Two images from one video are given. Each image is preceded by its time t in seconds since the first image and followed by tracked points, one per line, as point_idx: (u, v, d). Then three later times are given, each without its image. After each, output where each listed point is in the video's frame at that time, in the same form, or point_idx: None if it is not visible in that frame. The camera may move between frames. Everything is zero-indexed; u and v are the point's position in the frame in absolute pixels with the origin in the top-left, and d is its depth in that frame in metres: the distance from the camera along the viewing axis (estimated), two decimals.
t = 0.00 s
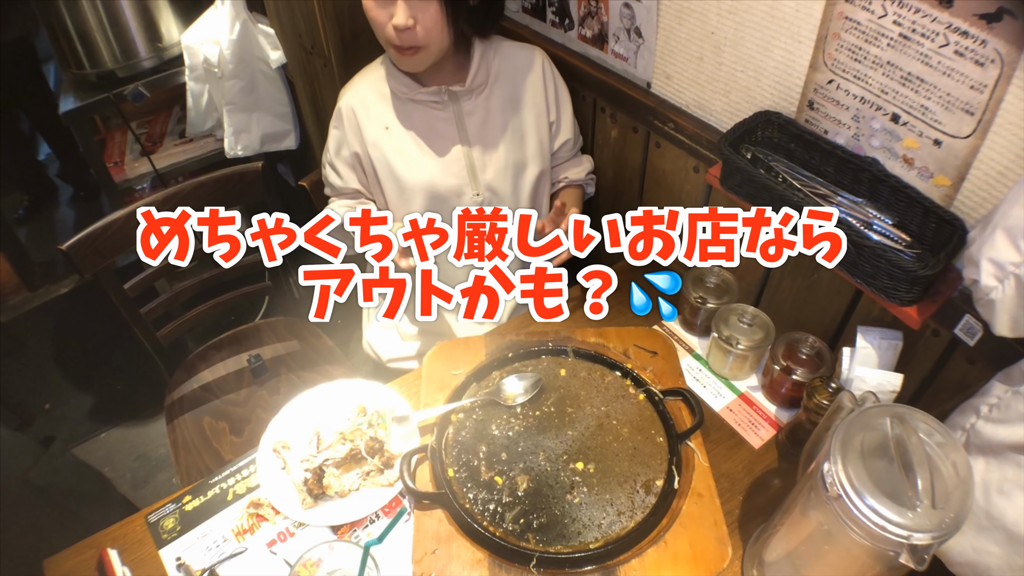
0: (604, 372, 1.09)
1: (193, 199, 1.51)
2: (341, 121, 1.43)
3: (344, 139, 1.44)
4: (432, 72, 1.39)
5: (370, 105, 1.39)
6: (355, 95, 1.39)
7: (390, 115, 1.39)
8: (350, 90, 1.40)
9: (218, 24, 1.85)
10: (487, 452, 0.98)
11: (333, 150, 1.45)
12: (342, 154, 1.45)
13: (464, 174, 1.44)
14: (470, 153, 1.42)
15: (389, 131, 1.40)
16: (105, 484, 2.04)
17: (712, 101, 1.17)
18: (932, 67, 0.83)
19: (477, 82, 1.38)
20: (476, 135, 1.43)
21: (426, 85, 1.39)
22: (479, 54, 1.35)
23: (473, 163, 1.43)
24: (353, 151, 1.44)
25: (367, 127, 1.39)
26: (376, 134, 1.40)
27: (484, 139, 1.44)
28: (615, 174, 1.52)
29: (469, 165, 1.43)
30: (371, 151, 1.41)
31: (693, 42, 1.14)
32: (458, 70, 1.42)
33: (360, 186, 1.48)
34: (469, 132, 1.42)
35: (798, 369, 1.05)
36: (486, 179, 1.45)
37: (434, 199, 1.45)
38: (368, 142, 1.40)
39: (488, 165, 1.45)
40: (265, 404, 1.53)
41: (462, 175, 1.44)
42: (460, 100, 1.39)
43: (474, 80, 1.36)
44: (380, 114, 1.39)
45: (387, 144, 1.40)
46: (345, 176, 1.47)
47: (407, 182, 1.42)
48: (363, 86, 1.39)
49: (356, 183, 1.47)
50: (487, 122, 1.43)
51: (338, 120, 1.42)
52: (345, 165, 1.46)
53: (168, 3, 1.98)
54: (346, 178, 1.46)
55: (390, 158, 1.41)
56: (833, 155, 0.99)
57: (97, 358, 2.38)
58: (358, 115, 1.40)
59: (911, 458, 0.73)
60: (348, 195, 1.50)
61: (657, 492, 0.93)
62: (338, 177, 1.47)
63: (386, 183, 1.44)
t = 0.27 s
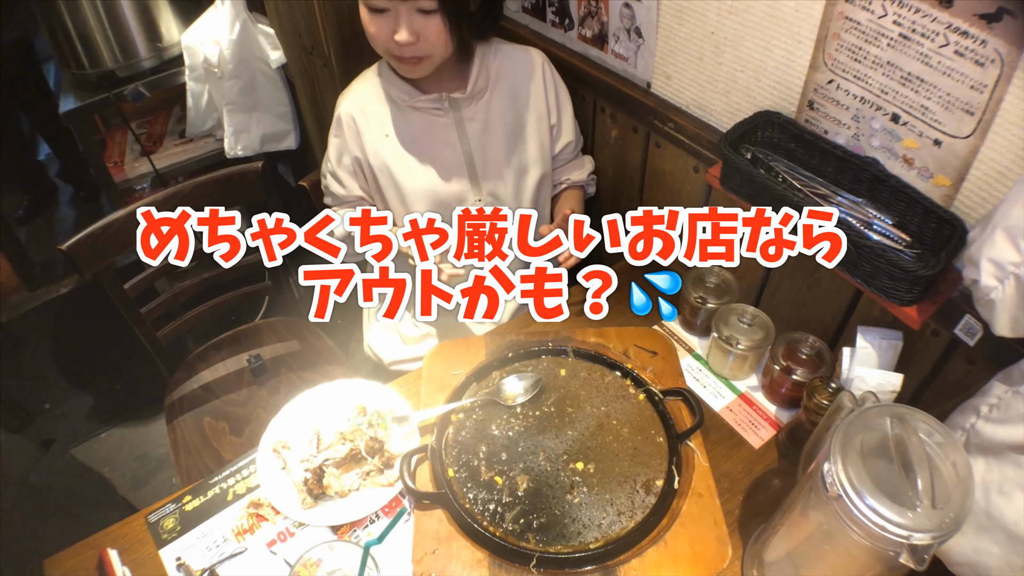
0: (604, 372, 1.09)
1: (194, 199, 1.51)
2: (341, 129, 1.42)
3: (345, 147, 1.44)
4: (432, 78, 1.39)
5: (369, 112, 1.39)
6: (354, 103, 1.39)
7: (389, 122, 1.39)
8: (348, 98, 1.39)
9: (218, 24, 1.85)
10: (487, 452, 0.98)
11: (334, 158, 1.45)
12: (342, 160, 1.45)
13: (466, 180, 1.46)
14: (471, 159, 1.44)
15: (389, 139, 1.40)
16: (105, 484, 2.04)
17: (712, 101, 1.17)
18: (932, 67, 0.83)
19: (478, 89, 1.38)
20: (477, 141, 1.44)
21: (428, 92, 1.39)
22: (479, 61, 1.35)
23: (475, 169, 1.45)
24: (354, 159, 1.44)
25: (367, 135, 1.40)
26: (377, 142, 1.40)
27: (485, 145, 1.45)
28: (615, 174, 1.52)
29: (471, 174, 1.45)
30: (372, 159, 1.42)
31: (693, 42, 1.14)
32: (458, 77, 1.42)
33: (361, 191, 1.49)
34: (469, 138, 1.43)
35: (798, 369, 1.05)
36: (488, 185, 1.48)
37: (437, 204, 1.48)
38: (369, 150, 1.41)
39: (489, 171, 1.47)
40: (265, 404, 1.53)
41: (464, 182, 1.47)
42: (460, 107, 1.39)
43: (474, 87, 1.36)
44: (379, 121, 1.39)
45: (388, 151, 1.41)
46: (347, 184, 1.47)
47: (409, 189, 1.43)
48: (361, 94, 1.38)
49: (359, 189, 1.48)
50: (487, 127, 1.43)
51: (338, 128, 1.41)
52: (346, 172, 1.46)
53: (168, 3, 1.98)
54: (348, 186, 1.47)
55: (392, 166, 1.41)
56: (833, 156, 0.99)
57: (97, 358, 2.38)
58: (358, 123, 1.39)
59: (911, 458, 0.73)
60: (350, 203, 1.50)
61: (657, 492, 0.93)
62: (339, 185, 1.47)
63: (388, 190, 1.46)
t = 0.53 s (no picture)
0: (604, 372, 1.09)
1: (193, 199, 1.51)
2: (339, 133, 1.41)
3: (344, 150, 1.44)
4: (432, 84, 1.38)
5: (367, 116, 1.39)
6: (352, 106, 1.38)
7: (388, 126, 1.39)
8: (346, 102, 1.39)
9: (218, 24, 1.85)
10: (487, 452, 0.98)
11: (332, 163, 1.44)
12: (342, 164, 1.45)
13: (467, 182, 1.47)
14: (472, 162, 1.45)
15: (389, 142, 1.40)
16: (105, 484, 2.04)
17: (712, 101, 1.17)
18: (932, 67, 0.83)
19: (477, 92, 1.38)
20: (477, 145, 1.44)
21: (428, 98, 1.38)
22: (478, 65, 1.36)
23: (475, 172, 1.46)
24: (354, 162, 1.44)
25: (367, 138, 1.40)
26: (376, 146, 1.40)
27: (485, 148, 1.45)
28: (615, 174, 1.52)
29: (472, 178, 1.46)
30: (371, 162, 1.42)
31: (693, 42, 1.14)
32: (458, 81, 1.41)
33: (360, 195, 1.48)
34: (469, 141, 1.43)
35: (798, 369, 1.05)
36: (488, 188, 1.49)
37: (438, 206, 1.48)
38: (368, 154, 1.41)
39: (490, 175, 1.48)
40: (265, 404, 1.53)
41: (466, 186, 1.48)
42: (460, 110, 1.39)
43: (474, 91, 1.36)
44: (378, 124, 1.39)
45: (388, 155, 1.41)
46: (346, 189, 1.46)
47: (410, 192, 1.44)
48: (360, 98, 1.38)
49: (358, 194, 1.47)
50: (487, 129, 1.43)
51: (337, 132, 1.41)
52: (345, 176, 1.46)
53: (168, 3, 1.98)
54: (346, 190, 1.46)
55: (392, 170, 1.42)
56: (833, 156, 0.99)
57: (97, 358, 2.38)
58: (357, 126, 1.39)
59: (911, 458, 0.73)
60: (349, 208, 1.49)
61: (657, 492, 0.93)
62: (338, 189, 1.46)
63: (388, 194, 1.46)
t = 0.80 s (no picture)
0: (604, 372, 1.09)
1: (193, 199, 1.51)
2: (340, 133, 1.42)
3: (344, 151, 1.44)
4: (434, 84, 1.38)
5: (368, 116, 1.39)
6: (352, 106, 1.38)
7: (389, 127, 1.39)
8: (346, 102, 1.39)
9: (218, 24, 1.85)
10: (487, 452, 0.98)
11: (332, 164, 1.44)
12: (342, 164, 1.45)
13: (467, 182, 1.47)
14: (473, 163, 1.44)
15: (390, 144, 1.40)
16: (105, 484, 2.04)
17: (712, 101, 1.17)
18: (932, 67, 0.83)
19: (480, 94, 1.37)
20: (477, 146, 1.43)
21: (430, 98, 1.38)
22: (480, 67, 1.35)
23: (476, 173, 1.46)
24: (354, 162, 1.44)
25: (368, 139, 1.40)
26: (376, 146, 1.40)
27: (486, 149, 1.45)
28: (615, 174, 1.52)
29: (473, 179, 1.46)
30: (372, 163, 1.42)
31: (693, 42, 1.14)
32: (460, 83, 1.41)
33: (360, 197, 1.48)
34: (471, 142, 1.43)
35: (798, 369, 1.05)
36: (488, 189, 1.49)
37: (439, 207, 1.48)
38: (369, 155, 1.41)
39: (491, 176, 1.48)
40: (265, 404, 1.53)
41: (467, 187, 1.48)
42: (462, 112, 1.39)
43: (476, 92, 1.36)
44: (379, 125, 1.39)
45: (389, 156, 1.41)
46: (346, 190, 1.45)
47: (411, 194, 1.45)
48: (361, 98, 1.38)
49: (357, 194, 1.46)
50: (489, 131, 1.43)
51: (337, 132, 1.41)
52: (345, 177, 1.46)
53: (168, 3, 1.98)
54: (346, 191, 1.46)
55: (393, 171, 1.42)
56: (833, 156, 0.99)
57: (97, 357, 2.38)
58: (357, 126, 1.39)
59: (911, 458, 0.73)
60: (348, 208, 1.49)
61: (657, 492, 0.93)
62: (338, 190, 1.46)
63: (388, 194, 1.46)
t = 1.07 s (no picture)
0: (604, 372, 1.09)
1: (193, 199, 1.51)
2: (343, 130, 1.42)
3: (346, 148, 1.43)
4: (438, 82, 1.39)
5: (371, 113, 1.39)
6: (355, 103, 1.39)
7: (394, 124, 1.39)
8: (349, 99, 1.40)
9: (218, 24, 1.85)
10: (487, 452, 0.98)
11: (334, 161, 1.44)
12: (343, 162, 1.45)
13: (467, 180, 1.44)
14: (476, 161, 1.42)
15: (394, 140, 1.40)
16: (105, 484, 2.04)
17: (712, 101, 1.17)
18: (932, 67, 0.83)
19: (484, 91, 1.37)
20: (480, 144, 1.42)
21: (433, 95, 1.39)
22: (485, 63, 1.35)
23: (479, 173, 1.43)
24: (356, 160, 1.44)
25: (371, 136, 1.40)
26: (379, 144, 1.40)
27: (489, 147, 1.43)
28: (615, 174, 1.52)
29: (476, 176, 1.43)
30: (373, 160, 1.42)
31: (693, 42, 1.14)
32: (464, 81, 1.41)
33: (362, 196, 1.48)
34: (475, 141, 1.41)
35: (798, 369, 1.05)
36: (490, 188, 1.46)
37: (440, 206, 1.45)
38: (372, 152, 1.41)
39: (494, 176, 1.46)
40: (265, 404, 1.53)
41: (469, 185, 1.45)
42: (465, 110, 1.39)
43: (481, 89, 1.36)
44: (382, 122, 1.39)
45: (391, 153, 1.40)
46: (347, 187, 1.46)
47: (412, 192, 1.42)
48: (366, 95, 1.39)
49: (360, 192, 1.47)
50: (492, 129, 1.42)
51: (340, 129, 1.42)
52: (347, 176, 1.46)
53: (168, 3, 1.98)
54: (348, 189, 1.46)
55: (395, 168, 1.41)
56: (833, 156, 0.99)
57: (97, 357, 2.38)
58: (360, 124, 1.40)
59: (910, 458, 0.73)
60: (349, 207, 1.50)
61: (657, 492, 0.93)
62: (340, 189, 1.46)
63: (390, 193, 1.45)
